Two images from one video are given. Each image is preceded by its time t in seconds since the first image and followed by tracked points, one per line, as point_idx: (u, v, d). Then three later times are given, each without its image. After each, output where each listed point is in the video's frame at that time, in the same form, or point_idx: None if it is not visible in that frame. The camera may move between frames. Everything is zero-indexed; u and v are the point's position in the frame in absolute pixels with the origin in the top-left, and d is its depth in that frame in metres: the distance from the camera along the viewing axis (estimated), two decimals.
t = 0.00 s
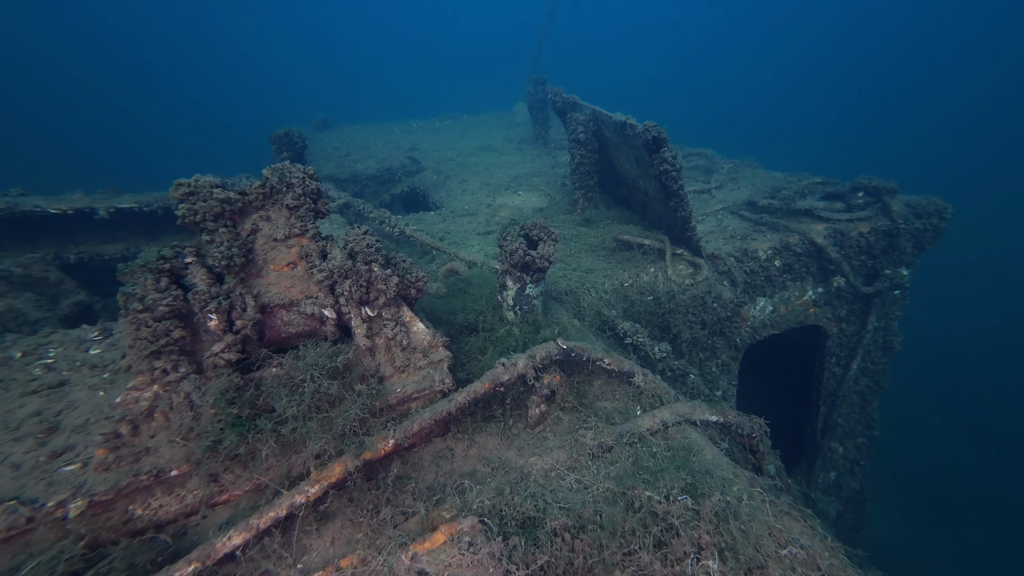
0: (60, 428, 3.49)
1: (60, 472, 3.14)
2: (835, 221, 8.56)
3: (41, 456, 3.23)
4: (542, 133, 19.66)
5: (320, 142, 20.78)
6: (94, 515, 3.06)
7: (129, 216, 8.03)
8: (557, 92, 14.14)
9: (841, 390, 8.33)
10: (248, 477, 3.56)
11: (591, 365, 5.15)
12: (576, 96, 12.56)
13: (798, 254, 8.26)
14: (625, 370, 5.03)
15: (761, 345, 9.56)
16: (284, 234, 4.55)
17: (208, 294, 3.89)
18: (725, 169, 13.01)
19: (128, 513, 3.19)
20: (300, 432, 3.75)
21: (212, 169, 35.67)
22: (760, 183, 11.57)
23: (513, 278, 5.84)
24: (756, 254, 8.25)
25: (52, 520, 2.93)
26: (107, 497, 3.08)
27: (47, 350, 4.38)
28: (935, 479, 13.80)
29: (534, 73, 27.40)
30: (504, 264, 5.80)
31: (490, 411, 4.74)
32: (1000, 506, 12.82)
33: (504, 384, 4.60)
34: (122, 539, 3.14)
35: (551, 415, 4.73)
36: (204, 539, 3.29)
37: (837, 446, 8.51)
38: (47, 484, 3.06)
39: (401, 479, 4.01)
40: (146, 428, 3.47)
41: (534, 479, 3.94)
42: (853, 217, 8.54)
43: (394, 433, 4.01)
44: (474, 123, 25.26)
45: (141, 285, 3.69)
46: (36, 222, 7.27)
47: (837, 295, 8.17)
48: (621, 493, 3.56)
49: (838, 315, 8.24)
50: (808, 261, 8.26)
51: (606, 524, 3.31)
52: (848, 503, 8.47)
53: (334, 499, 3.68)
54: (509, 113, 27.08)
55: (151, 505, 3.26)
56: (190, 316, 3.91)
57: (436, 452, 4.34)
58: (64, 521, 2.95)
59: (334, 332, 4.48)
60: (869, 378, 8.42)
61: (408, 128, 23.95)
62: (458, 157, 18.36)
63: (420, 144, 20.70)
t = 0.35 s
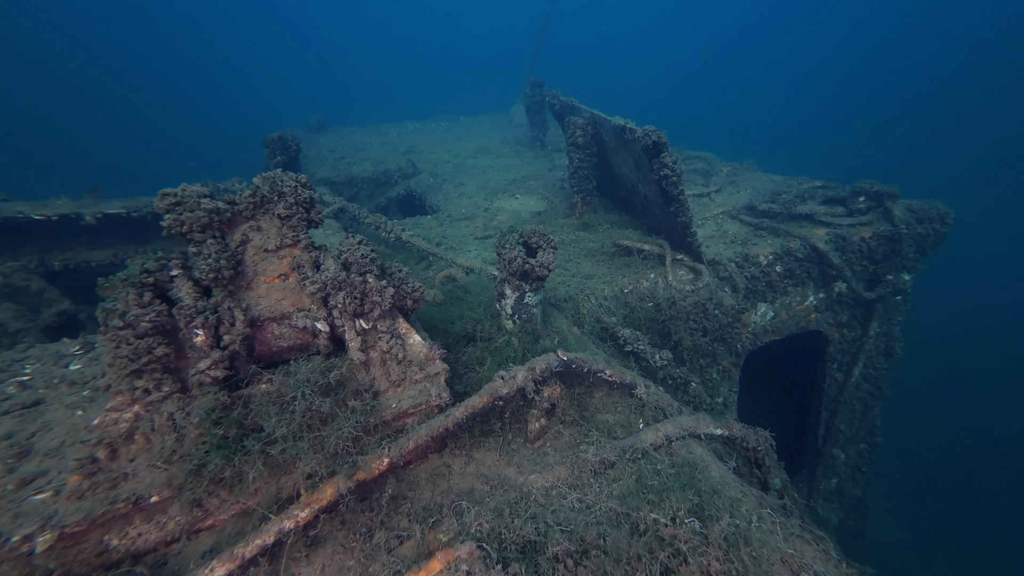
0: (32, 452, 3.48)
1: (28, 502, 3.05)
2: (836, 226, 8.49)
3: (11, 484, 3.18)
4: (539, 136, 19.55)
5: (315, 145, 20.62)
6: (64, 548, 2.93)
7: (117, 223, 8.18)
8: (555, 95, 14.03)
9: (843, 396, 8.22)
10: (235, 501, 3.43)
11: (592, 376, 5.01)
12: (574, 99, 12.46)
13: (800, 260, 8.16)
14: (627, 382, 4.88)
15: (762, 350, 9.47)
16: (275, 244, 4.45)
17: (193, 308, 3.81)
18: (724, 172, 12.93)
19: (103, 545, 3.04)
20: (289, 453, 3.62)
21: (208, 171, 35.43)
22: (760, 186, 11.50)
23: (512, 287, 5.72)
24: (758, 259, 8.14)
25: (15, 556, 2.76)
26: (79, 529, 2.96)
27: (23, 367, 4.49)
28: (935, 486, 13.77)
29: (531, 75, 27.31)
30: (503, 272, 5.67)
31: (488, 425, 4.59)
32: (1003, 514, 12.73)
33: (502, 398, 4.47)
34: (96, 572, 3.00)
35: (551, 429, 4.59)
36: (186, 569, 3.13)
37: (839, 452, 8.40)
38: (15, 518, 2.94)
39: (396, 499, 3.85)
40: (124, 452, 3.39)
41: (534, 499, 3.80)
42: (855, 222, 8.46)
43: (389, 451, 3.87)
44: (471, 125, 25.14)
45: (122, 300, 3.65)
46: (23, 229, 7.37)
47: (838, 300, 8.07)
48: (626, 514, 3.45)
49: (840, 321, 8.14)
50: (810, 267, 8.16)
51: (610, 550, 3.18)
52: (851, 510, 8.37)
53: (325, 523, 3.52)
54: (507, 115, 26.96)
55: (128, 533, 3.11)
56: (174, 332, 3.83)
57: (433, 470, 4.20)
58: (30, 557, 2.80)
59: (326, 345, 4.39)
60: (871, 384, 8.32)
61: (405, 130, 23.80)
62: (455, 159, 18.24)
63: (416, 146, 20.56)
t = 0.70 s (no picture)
0: (13, 474, 3.39)
1: (7, 529, 2.96)
2: (843, 230, 8.36)
3: None
4: (540, 137, 19.42)
5: (314, 146, 20.49)
6: None
7: (110, 228, 8.03)
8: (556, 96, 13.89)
9: (849, 403, 8.10)
10: (225, 525, 3.30)
11: (598, 388, 4.87)
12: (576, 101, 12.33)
13: (806, 264, 8.04)
14: (634, 394, 4.73)
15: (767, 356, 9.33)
16: (271, 254, 4.32)
17: (186, 322, 3.69)
18: (727, 174, 12.80)
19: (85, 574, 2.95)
20: (284, 474, 3.51)
21: (206, 173, 35.24)
22: (764, 189, 11.38)
23: (515, 295, 5.59)
24: (763, 264, 8.02)
25: None
26: (61, 559, 2.87)
27: (9, 381, 4.41)
28: (940, 494, 13.63)
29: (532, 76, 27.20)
30: (505, 280, 5.56)
31: (491, 439, 4.44)
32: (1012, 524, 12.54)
33: (506, 412, 4.32)
34: None
35: (556, 443, 4.45)
36: None
37: (846, 459, 8.24)
38: None
39: (396, 520, 3.70)
40: (109, 476, 3.30)
41: (539, 519, 3.66)
42: (862, 226, 8.33)
43: (389, 469, 3.72)
44: (471, 126, 24.99)
45: (110, 315, 3.54)
46: (14, 235, 7.22)
47: (845, 305, 7.93)
48: (637, 536, 3.40)
49: (847, 326, 8.00)
50: (816, 271, 8.03)
51: None
52: (857, 518, 8.21)
53: (321, 547, 3.39)
54: (507, 117, 26.81)
55: (112, 562, 3.00)
56: (165, 347, 3.73)
57: (434, 487, 4.04)
58: None
59: (325, 358, 4.27)
60: (879, 390, 8.17)
61: (404, 131, 23.67)
62: (455, 161, 18.12)
63: (416, 148, 20.43)
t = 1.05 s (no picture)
0: None
1: None
2: (854, 231, 8.20)
3: None
4: (541, 137, 19.27)
5: (313, 146, 20.32)
6: None
7: (104, 229, 7.88)
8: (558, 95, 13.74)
9: (858, 407, 7.95)
10: (221, 546, 3.16)
11: (607, 397, 4.73)
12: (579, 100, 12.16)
13: (816, 266, 7.88)
14: (643, 403, 4.59)
15: (774, 360, 9.19)
16: (270, 260, 4.18)
17: (181, 332, 3.53)
18: (732, 174, 12.64)
19: None
20: (283, 490, 3.37)
21: (205, 172, 35.08)
22: (770, 190, 11.22)
23: (520, 300, 5.45)
24: (771, 266, 7.88)
25: None
26: None
27: None
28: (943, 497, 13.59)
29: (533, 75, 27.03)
30: (510, 284, 5.42)
31: (496, 451, 4.30)
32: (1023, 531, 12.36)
33: (512, 422, 4.18)
34: None
35: (564, 454, 4.31)
36: None
37: (855, 464, 8.07)
38: None
39: (399, 537, 3.56)
40: (98, 494, 3.16)
41: (548, 536, 3.52)
42: (873, 227, 8.18)
43: (392, 484, 3.57)
44: (471, 125, 24.80)
45: (101, 325, 3.36)
46: (6, 237, 7.07)
47: (855, 308, 7.78)
48: (652, 556, 3.29)
49: (856, 329, 7.84)
50: (825, 273, 7.88)
51: None
52: (866, 524, 8.05)
53: (321, 567, 3.25)
54: (507, 116, 26.63)
55: None
56: (160, 358, 3.58)
57: (438, 501, 3.88)
58: None
59: (325, 367, 4.12)
60: (889, 394, 8.01)
61: (404, 131, 23.50)
62: (456, 161, 17.97)
63: (416, 147, 20.26)
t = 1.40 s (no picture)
0: None
1: None
2: (866, 232, 8.05)
3: None
4: (544, 136, 19.10)
5: (313, 145, 20.17)
6: None
7: (103, 230, 7.76)
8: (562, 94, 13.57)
9: (869, 411, 7.77)
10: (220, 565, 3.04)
11: (617, 405, 4.59)
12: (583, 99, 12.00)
13: (827, 268, 7.73)
14: (655, 411, 4.45)
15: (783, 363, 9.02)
16: (272, 265, 4.06)
17: (180, 341, 3.41)
18: (739, 174, 12.47)
19: None
20: (284, 506, 3.25)
21: (207, 172, 34.99)
22: (778, 189, 11.06)
23: (527, 304, 5.32)
24: (781, 268, 7.74)
25: None
26: None
27: None
28: (948, 500, 13.50)
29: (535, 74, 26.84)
30: (517, 289, 5.29)
31: (504, 461, 4.17)
32: None
33: (521, 433, 4.05)
34: None
35: (573, 465, 4.17)
36: None
37: (865, 468, 7.90)
38: None
39: (405, 553, 3.44)
40: (93, 511, 3.05)
41: (560, 553, 3.39)
42: (886, 227, 8.02)
43: (398, 499, 3.44)
44: (473, 124, 24.63)
45: (97, 334, 3.26)
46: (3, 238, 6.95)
47: (866, 310, 7.62)
48: None
49: (868, 331, 7.68)
50: (837, 275, 7.72)
51: None
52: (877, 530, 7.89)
53: None
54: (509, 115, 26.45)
55: None
56: (158, 368, 3.45)
57: (444, 514, 3.75)
58: None
59: (328, 376, 4.00)
60: (901, 398, 7.84)
61: (405, 129, 23.34)
62: (458, 160, 17.81)
63: (417, 146, 20.10)
